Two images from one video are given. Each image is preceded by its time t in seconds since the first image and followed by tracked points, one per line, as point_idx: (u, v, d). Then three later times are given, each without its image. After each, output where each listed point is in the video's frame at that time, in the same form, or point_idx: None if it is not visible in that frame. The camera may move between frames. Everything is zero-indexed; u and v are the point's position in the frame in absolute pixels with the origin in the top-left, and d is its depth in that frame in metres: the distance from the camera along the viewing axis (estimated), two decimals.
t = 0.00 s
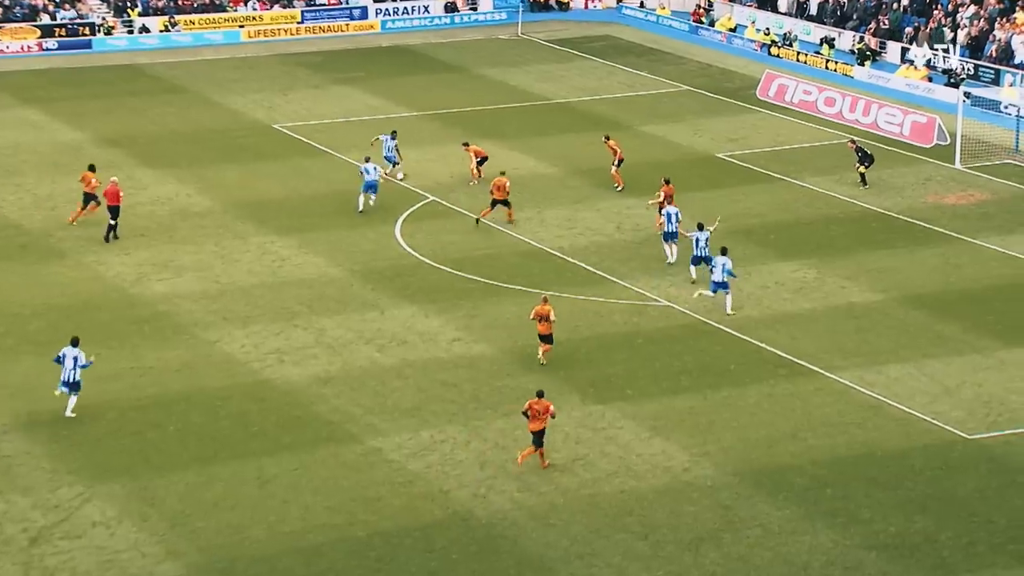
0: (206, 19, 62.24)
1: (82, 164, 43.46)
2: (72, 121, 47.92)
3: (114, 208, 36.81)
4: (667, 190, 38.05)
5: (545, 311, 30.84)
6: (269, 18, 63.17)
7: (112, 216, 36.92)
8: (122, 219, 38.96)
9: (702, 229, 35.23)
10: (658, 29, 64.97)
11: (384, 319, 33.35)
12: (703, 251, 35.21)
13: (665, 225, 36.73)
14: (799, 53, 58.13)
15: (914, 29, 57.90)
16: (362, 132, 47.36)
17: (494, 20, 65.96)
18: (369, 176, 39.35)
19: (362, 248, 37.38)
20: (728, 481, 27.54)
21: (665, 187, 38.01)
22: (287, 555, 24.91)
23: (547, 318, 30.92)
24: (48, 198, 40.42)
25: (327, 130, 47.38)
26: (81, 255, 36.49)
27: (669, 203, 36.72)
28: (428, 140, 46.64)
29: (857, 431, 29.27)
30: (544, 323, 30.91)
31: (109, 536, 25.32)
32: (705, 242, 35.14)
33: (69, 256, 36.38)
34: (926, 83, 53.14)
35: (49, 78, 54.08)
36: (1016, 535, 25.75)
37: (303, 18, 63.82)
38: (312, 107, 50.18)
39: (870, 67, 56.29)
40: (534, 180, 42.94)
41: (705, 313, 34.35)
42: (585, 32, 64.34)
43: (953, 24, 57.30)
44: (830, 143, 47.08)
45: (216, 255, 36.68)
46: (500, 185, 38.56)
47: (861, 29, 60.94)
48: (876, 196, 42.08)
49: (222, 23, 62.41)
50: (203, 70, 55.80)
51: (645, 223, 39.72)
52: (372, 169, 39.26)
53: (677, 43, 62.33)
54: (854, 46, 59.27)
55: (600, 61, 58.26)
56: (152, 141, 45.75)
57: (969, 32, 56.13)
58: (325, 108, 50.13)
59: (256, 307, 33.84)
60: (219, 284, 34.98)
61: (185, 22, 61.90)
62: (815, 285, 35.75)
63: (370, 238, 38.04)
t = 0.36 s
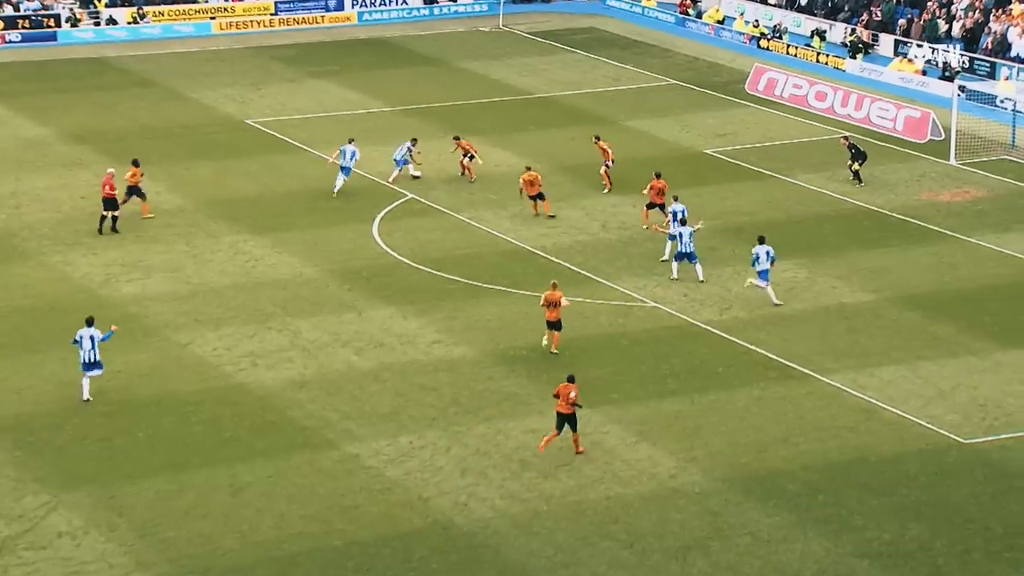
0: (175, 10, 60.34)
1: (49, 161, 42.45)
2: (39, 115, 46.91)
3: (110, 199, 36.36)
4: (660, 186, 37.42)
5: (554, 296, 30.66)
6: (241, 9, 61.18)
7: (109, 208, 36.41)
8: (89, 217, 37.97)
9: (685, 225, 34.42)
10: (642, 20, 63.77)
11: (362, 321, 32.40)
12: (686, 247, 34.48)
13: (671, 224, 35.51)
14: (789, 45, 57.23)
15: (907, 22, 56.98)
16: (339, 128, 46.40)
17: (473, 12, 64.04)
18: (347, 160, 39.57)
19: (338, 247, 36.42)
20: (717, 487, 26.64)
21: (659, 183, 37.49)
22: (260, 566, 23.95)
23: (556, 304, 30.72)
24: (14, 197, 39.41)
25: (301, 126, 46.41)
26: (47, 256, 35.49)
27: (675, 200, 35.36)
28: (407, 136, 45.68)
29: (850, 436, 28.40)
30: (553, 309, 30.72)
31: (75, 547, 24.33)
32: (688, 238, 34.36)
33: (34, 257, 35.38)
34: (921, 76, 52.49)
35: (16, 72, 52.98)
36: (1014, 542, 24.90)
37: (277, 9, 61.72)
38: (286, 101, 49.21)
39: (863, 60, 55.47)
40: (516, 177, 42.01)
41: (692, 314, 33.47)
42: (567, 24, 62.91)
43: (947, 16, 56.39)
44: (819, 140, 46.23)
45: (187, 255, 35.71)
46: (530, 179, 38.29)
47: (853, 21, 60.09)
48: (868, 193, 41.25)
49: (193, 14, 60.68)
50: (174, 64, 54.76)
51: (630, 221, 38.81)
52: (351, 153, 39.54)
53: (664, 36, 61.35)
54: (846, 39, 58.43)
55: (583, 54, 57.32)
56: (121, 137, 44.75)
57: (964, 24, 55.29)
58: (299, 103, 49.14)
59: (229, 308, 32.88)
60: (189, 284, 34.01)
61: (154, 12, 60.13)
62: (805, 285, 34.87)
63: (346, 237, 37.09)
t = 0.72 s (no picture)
0: (158, 7, 59.81)
1: (29, 160, 42.07)
2: (20, 114, 46.52)
3: (117, 192, 36.49)
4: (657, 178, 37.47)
5: (563, 283, 31.06)
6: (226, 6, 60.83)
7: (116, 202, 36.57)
8: (70, 217, 37.62)
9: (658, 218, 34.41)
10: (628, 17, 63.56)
11: (347, 323, 32.10)
12: (660, 241, 34.47)
13: (673, 218, 35.97)
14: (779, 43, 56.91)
15: (898, 18, 56.68)
16: (324, 126, 46.07)
17: (459, 9, 63.77)
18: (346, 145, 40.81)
19: (323, 247, 36.10)
20: (707, 489, 26.36)
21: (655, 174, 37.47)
22: (244, 570, 23.64)
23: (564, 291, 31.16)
24: None
25: (285, 124, 46.08)
26: (27, 256, 35.13)
27: (677, 196, 35.67)
28: (393, 135, 45.38)
29: (840, 437, 28.14)
30: (561, 296, 31.14)
31: (55, 551, 23.99)
32: (662, 232, 34.33)
33: (14, 257, 35.03)
34: (911, 74, 52.17)
35: None
36: (1006, 544, 24.65)
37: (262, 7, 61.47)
38: (270, 100, 48.87)
39: (852, 58, 55.17)
40: (503, 176, 41.72)
41: (681, 314, 33.20)
42: (554, 21, 62.66)
43: (938, 13, 56.09)
44: (809, 138, 45.97)
45: (170, 255, 35.38)
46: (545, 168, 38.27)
47: (843, 18, 59.88)
48: (859, 192, 41.00)
49: (175, 11, 60.15)
50: (157, 62, 54.39)
51: (618, 221, 38.53)
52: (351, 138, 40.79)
53: (652, 33, 60.99)
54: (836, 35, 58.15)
55: (571, 52, 57.02)
56: (103, 136, 44.39)
57: (954, 21, 55.00)
58: (284, 101, 48.81)
59: (213, 309, 32.56)
60: (172, 285, 33.68)
61: (137, 9, 59.42)
62: (795, 285, 34.60)
63: (331, 237, 36.78)
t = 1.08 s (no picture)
0: (123, 9, 59.72)
1: None
2: None
3: (110, 190, 36.64)
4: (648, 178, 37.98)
5: (552, 275, 31.50)
6: (190, 8, 60.78)
7: (110, 200, 36.71)
8: (34, 220, 37.40)
9: (613, 221, 34.49)
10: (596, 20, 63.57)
11: (314, 326, 32.02)
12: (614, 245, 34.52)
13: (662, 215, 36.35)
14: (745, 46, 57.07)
15: (863, 21, 56.84)
16: (291, 129, 45.96)
17: (427, 11, 63.70)
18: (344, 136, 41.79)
19: (290, 250, 35.99)
20: (675, 491, 26.40)
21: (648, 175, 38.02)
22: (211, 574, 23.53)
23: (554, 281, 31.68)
24: None
25: (251, 127, 45.93)
26: None
27: (669, 195, 36.07)
28: (360, 137, 45.30)
29: (808, 438, 28.23)
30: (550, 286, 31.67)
31: (20, 556, 23.84)
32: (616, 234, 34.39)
33: None
34: (877, 77, 52.41)
35: None
36: (971, 544, 24.79)
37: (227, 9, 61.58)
38: (236, 102, 48.72)
39: (819, 60, 55.37)
40: (471, 179, 41.70)
41: (649, 316, 33.25)
42: (521, 24, 62.69)
43: (903, 15, 56.36)
44: (777, 140, 46.11)
45: (135, 258, 35.22)
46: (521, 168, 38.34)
47: (808, 21, 60.09)
48: (826, 194, 41.17)
49: (140, 13, 59.95)
50: (123, 64, 54.14)
51: (587, 223, 38.55)
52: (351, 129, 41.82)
53: (619, 36, 61.09)
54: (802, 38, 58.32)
55: (539, 54, 57.03)
56: (68, 138, 44.15)
57: (919, 24, 55.31)
58: (250, 104, 48.66)
59: (179, 312, 32.43)
60: (138, 288, 33.53)
61: (101, 12, 59.41)
62: (762, 287, 34.71)
63: (299, 239, 36.68)
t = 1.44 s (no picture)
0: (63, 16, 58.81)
1: None
2: None
3: (81, 194, 36.84)
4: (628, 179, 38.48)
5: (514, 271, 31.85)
6: (133, 15, 59.95)
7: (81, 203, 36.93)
8: None
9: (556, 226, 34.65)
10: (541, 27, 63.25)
11: (259, 334, 31.87)
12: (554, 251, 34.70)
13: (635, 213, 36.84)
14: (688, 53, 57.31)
15: (804, 28, 57.16)
16: (234, 136, 45.75)
17: (371, 18, 63.70)
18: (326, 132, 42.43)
19: (234, 258, 35.81)
20: (621, 497, 26.44)
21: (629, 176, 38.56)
22: None
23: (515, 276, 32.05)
24: None
25: (194, 134, 45.67)
26: None
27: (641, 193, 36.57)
28: (304, 144, 45.17)
29: (753, 443, 28.37)
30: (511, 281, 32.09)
31: None
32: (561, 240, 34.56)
33: None
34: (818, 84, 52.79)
35: None
36: (914, 547, 24.97)
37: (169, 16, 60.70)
38: (179, 109, 48.46)
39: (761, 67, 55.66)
40: (416, 186, 41.67)
41: (595, 322, 33.31)
42: (465, 31, 62.71)
43: (844, 23, 56.72)
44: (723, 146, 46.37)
45: (77, 266, 34.94)
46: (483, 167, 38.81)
47: (750, 28, 60.46)
48: (771, 200, 41.42)
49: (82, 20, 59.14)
50: (65, 70, 53.74)
51: (533, 229, 38.59)
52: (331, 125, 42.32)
53: (562, 42, 61.23)
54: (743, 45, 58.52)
55: (485, 61, 57.05)
56: (8, 146, 43.76)
57: (860, 31, 55.67)
58: (192, 110, 48.41)
59: (122, 321, 32.20)
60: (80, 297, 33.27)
61: (41, 18, 58.35)
62: (707, 293, 34.88)
63: (243, 247, 36.51)
